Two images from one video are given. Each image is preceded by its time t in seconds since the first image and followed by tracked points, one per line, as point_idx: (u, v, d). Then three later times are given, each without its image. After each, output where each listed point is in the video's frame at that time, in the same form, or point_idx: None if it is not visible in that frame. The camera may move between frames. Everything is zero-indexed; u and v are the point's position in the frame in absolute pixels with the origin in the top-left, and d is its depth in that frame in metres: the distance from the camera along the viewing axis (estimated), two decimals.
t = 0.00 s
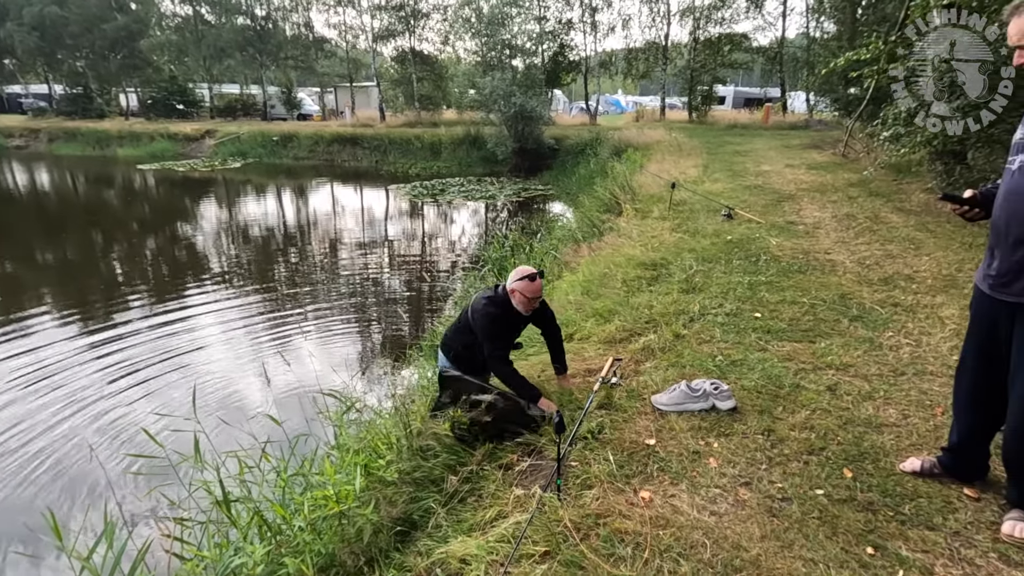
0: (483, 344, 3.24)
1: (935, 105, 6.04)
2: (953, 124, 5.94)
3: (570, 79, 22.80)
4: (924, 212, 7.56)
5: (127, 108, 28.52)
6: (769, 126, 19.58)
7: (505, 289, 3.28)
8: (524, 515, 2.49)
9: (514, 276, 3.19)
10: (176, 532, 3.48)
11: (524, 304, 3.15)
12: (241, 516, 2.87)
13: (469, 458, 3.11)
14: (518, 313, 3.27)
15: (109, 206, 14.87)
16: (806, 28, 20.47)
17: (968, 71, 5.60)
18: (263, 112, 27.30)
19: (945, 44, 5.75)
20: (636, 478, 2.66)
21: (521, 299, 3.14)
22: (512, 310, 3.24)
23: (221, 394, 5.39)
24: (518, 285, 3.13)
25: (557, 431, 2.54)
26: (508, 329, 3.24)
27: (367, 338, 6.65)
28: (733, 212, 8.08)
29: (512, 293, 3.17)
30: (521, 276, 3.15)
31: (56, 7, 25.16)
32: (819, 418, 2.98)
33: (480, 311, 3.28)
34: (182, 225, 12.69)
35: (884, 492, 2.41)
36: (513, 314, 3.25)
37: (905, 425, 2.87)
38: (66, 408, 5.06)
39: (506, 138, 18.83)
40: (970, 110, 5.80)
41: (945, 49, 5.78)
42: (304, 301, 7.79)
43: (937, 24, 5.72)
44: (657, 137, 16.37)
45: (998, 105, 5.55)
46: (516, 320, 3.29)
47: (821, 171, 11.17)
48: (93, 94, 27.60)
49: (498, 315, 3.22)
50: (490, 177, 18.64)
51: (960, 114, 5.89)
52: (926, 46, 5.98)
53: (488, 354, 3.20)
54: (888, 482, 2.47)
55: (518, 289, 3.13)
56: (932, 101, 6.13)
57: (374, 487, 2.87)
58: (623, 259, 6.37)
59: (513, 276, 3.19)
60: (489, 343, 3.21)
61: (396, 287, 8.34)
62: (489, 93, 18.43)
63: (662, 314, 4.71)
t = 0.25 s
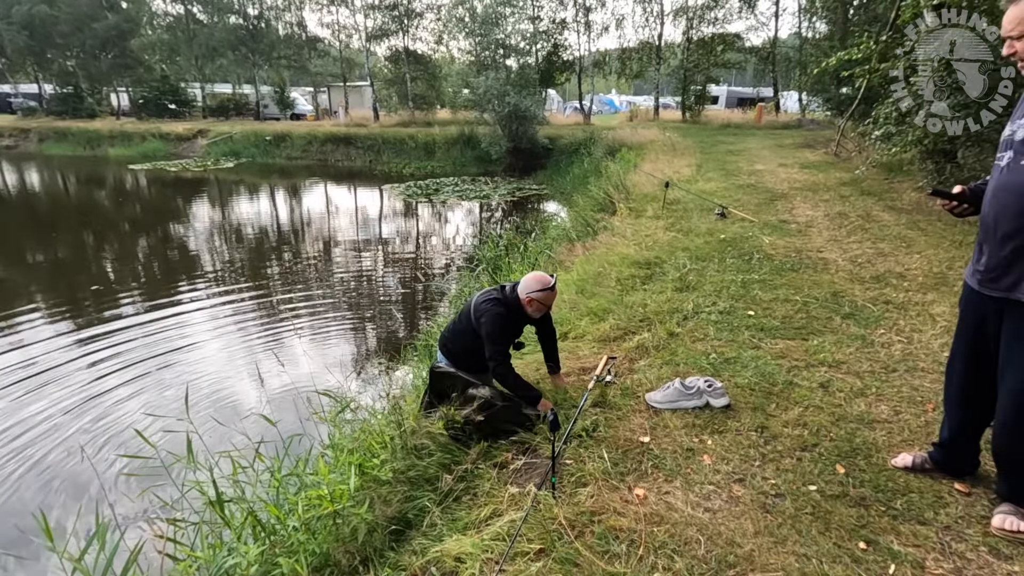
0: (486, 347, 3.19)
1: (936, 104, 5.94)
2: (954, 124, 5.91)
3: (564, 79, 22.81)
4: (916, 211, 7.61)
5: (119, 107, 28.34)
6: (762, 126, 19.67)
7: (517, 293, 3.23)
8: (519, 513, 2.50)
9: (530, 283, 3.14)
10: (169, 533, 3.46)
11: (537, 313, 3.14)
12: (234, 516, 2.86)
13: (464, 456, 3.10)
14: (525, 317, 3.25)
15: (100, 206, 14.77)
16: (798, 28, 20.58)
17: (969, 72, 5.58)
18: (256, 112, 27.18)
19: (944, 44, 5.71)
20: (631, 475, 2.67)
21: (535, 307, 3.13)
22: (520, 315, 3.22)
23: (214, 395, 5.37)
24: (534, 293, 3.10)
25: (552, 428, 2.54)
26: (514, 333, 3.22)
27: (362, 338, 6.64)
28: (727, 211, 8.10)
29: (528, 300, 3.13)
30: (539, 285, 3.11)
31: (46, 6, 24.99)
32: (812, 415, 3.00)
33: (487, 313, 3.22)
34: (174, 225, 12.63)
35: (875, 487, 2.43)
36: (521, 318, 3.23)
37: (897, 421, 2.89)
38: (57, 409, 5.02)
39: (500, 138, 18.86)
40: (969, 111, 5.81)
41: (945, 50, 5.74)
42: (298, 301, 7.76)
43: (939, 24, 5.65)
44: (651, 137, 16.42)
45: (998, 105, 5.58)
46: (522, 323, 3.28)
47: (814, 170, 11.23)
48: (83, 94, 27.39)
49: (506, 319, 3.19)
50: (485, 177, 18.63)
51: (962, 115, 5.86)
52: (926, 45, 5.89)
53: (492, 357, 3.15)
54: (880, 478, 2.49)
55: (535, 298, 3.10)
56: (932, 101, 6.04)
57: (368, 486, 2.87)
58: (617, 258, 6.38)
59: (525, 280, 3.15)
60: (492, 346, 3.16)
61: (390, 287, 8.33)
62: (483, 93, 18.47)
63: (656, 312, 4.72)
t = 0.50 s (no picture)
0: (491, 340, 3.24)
1: (937, 105, 5.98)
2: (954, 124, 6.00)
3: (555, 79, 22.84)
4: (904, 211, 7.69)
5: (107, 108, 28.11)
6: (752, 126, 19.78)
7: (521, 285, 3.32)
8: (511, 514, 2.49)
9: (536, 275, 3.23)
10: (159, 538, 3.43)
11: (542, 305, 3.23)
12: (226, 521, 2.84)
13: (456, 457, 3.10)
14: (529, 309, 3.35)
15: (89, 208, 14.64)
16: (787, 30, 20.74)
17: (970, 73, 5.56)
18: (246, 112, 27.03)
19: (944, 45, 5.69)
20: (623, 475, 2.68)
21: (541, 299, 3.22)
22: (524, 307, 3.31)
23: (205, 398, 5.32)
24: (541, 285, 3.20)
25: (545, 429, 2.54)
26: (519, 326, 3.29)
27: (354, 339, 6.61)
28: (717, 211, 8.15)
29: (534, 293, 3.22)
30: (546, 278, 3.21)
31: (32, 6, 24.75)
32: (802, 413, 3.02)
33: (493, 304, 3.30)
34: (164, 227, 12.53)
35: (864, 485, 2.46)
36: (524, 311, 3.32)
37: (886, 419, 2.92)
38: (46, 414, 4.97)
39: (492, 138, 18.88)
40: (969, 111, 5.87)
41: (944, 50, 5.74)
42: (289, 303, 7.72)
43: (940, 24, 5.62)
44: (642, 137, 16.47)
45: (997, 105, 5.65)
46: (525, 315, 3.37)
47: (803, 170, 11.31)
48: (70, 95, 27.14)
49: (512, 312, 3.27)
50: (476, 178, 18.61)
51: (960, 114, 5.97)
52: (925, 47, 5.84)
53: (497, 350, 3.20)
54: (869, 475, 2.51)
55: (542, 290, 3.19)
56: (930, 101, 6.09)
57: (361, 488, 2.86)
58: (609, 258, 6.40)
59: (529, 273, 3.23)
60: (497, 339, 3.20)
61: (383, 288, 8.29)
62: (474, 93, 18.48)
63: (647, 312, 4.74)
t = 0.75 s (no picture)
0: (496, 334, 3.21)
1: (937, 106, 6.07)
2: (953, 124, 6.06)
3: (547, 80, 22.86)
4: (892, 210, 7.76)
5: (95, 109, 27.85)
6: (742, 127, 19.90)
7: (522, 279, 3.31)
8: (504, 515, 2.49)
9: (536, 266, 3.23)
10: (148, 543, 3.40)
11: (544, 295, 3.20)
12: (216, 525, 2.82)
13: (449, 459, 3.08)
14: (532, 302, 3.33)
15: (77, 209, 14.50)
16: (777, 31, 20.90)
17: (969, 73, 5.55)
18: (236, 113, 26.87)
19: (944, 46, 5.71)
20: (616, 475, 2.68)
21: (542, 290, 3.21)
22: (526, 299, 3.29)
23: (195, 401, 5.27)
24: (541, 276, 3.19)
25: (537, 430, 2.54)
26: (523, 319, 3.27)
27: (346, 341, 6.58)
28: (708, 211, 8.19)
29: (534, 283, 3.21)
30: (545, 268, 3.20)
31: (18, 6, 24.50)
32: (793, 412, 3.03)
33: (496, 298, 3.28)
34: (153, 228, 12.43)
35: (855, 483, 2.47)
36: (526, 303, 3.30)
37: (876, 417, 2.94)
38: (32, 418, 4.92)
39: (483, 139, 18.90)
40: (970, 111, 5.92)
41: (944, 51, 5.76)
42: (280, 305, 7.67)
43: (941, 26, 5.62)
44: (634, 138, 16.54)
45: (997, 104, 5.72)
46: (530, 308, 3.36)
47: (793, 170, 11.40)
48: (57, 95, 26.87)
49: (516, 306, 3.25)
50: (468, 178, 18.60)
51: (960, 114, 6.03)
52: (924, 48, 5.87)
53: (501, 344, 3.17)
54: (860, 473, 2.52)
55: (542, 281, 3.18)
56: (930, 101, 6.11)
57: (353, 491, 2.85)
58: (600, 258, 6.41)
59: (530, 266, 3.23)
60: (502, 333, 3.18)
61: (375, 289, 8.27)
62: (466, 94, 18.50)
63: (639, 312, 4.76)
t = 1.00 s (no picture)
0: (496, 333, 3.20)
1: (938, 105, 6.02)
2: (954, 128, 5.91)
3: (537, 80, 22.86)
4: (879, 209, 7.83)
5: (79, 108, 27.50)
6: (731, 126, 20.02)
7: (524, 278, 3.32)
8: (496, 517, 2.48)
9: (538, 264, 3.25)
10: (134, 549, 3.36)
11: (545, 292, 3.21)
12: (204, 530, 2.79)
13: (440, 460, 3.07)
14: (534, 302, 3.33)
15: (62, 210, 14.32)
16: (765, 31, 21.04)
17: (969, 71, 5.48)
18: (223, 113, 26.65)
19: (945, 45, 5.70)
20: (607, 475, 2.68)
21: (543, 288, 3.21)
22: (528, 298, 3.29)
23: (184, 404, 5.23)
24: (542, 273, 3.20)
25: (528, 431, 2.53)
26: (524, 317, 3.26)
27: (337, 342, 6.55)
28: (698, 211, 8.23)
29: (536, 281, 3.22)
30: (547, 266, 3.21)
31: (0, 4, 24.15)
32: (782, 410, 3.05)
33: (498, 297, 3.28)
34: (139, 229, 12.30)
35: (843, 480, 2.49)
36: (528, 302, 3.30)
37: (863, 415, 2.97)
38: (17, 422, 4.85)
39: (474, 138, 18.90)
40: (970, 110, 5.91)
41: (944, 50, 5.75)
42: (269, 305, 7.62)
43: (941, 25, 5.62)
44: (624, 137, 16.58)
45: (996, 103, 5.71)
46: (533, 308, 3.35)
47: (781, 169, 11.47)
48: (41, 95, 26.51)
49: (518, 305, 3.25)
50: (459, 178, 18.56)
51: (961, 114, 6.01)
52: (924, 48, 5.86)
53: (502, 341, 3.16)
54: (848, 470, 2.54)
55: (543, 279, 3.19)
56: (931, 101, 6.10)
57: (343, 493, 2.83)
58: (591, 258, 6.42)
59: (531, 265, 3.25)
60: (503, 332, 3.17)
61: (365, 290, 8.23)
62: (456, 94, 18.49)
63: (629, 312, 4.76)
